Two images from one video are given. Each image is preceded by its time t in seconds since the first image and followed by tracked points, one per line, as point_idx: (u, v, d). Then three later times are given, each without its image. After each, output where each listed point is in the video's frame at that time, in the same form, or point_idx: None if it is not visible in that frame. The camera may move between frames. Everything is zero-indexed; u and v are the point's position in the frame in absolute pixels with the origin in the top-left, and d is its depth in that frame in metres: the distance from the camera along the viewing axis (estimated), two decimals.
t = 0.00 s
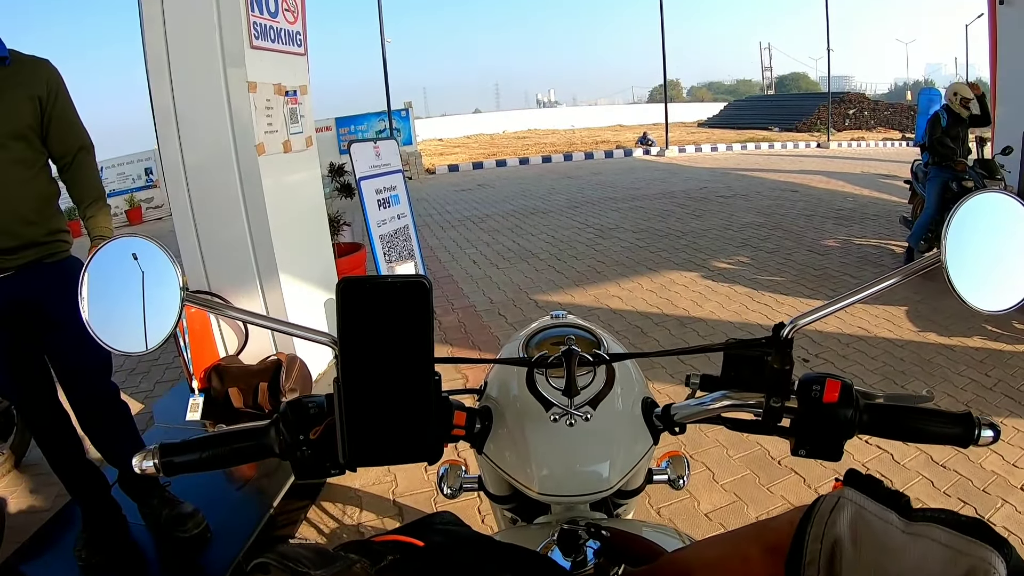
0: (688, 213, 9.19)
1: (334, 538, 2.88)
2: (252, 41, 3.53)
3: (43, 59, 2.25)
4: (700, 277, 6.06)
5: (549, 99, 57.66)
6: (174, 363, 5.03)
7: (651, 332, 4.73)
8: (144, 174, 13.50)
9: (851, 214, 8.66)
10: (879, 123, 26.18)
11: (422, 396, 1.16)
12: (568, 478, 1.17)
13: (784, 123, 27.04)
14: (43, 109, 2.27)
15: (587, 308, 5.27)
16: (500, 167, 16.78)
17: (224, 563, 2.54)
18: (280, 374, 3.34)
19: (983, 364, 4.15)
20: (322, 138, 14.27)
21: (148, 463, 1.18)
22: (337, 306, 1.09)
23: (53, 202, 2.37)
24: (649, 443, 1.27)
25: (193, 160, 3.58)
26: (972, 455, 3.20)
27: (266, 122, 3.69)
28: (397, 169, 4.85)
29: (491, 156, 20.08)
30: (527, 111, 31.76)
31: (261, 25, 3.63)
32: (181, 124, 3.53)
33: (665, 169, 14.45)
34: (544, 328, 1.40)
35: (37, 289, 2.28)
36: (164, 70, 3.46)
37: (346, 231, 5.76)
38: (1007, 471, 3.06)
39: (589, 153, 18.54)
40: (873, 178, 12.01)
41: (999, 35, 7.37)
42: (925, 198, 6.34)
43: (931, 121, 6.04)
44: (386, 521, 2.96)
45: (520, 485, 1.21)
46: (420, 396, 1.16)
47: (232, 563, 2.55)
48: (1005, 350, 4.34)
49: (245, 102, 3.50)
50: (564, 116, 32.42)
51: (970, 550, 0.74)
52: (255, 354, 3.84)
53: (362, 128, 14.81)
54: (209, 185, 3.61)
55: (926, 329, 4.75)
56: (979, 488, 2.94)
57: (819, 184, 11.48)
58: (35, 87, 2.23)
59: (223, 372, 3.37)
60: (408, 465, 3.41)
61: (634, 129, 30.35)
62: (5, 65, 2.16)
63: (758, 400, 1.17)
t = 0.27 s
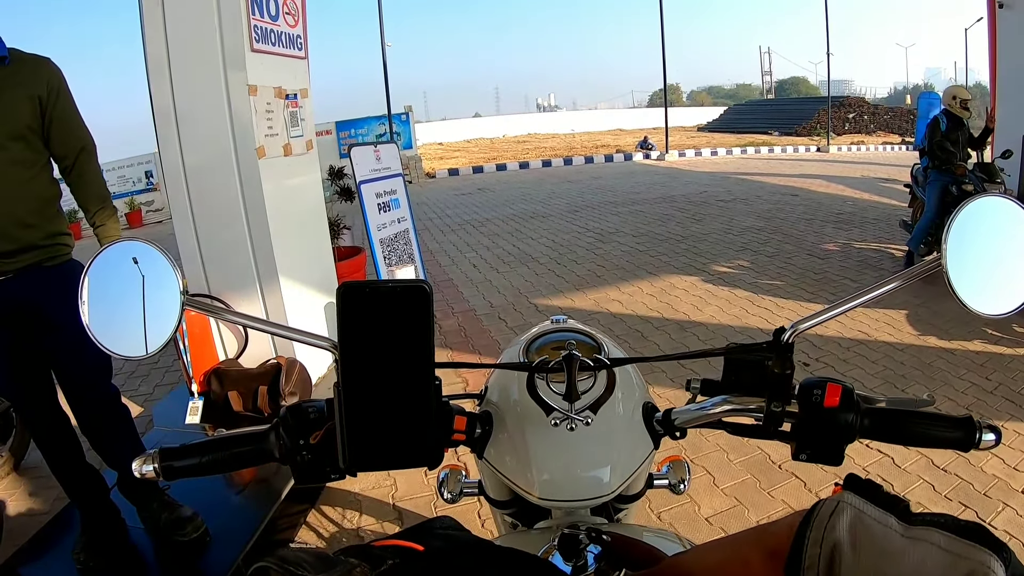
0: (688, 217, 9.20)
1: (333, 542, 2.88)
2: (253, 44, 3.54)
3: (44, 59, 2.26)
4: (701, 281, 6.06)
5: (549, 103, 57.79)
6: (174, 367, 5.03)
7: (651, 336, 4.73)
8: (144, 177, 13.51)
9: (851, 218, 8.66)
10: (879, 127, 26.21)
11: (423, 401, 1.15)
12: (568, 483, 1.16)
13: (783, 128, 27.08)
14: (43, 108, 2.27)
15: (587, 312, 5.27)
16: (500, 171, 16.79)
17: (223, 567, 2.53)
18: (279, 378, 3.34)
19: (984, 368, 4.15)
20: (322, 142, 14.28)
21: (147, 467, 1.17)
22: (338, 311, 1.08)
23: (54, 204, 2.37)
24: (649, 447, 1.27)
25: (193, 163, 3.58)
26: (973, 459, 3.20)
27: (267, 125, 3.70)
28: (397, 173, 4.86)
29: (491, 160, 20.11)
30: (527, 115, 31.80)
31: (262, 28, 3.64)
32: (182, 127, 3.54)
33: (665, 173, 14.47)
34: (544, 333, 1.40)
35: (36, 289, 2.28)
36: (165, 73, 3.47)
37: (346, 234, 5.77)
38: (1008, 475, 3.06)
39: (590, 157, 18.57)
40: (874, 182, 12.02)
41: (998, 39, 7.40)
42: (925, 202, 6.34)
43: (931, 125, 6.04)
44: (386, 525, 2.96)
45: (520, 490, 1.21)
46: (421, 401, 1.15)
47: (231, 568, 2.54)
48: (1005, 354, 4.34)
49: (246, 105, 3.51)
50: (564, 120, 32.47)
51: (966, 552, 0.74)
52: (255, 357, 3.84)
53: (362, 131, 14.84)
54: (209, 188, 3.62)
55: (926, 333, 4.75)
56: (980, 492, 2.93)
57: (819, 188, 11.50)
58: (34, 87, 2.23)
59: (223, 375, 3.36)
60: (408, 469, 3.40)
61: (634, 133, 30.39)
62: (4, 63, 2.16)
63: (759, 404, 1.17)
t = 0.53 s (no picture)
0: (688, 220, 9.20)
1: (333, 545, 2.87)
2: (254, 47, 3.54)
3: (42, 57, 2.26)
4: (701, 284, 6.06)
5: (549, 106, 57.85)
6: (174, 369, 5.03)
7: (652, 339, 4.72)
8: (145, 180, 13.50)
9: (851, 221, 8.67)
10: (879, 130, 26.24)
11: (423, 403, 1.16)
12: (569, 485, 1.16)
13: (783, 131, 27.12)
14: (40, 107, 2.26)
15: (587, 315, 5.27)
16: (501, 174, 16.80)
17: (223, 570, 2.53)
18: (280, 381, 3.34)
19: (985, 370, 4.15)
20: (322, 145, 14.30)
21: (147, 470, 1.18)
22: (338, 313, 1.08)
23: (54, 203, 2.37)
24: (649, 450, 1.27)
25: (193, 165, 3.58)
26: (974, 462, 3.19)
27: (267, 128, 3.70)
28: (398, 176, 4.86)
29: (492, 163, 20.13)
30: (528, 118, 31.83)
31: (263, 30, 3.65)
32: (182, 129, 3.54)
33: (665, 176, 14.48)
34: (544, 336, 1.40)
35: (36, 292, 2.28)
36: (165, 75, 3.48)
37: (346, 237, 5.77)
38: (1009, 477, 3.05)
39: (590, 160, 18.59)
40: (873, 185, 12.03)
41: (998, 42, 7.41)
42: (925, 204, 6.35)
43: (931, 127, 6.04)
44: (386, 528, 2.95)
45: (520, 492, 1.21)
46: (422, 403, 1.16)
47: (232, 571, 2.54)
48: (1005, 356, 4.34)
49: (247, 107, 3.51)
50: (564, 124, 32.49)
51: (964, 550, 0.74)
52: (255, 360, 3.83)
53: (362, 134, 14.85)
54: (209, 190, 3.62)
55: (927, 335, 4.75)
56: (981, 495, 2.93)
57: (819, 191, 11.51)
58: (30, 86, 2.22)
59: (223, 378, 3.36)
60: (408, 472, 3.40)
61: (634, 136, 30.42)
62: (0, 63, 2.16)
63: (759, 406, 1.18)
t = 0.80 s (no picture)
0: (688, 223, 9.22)
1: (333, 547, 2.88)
2: (256, 50, 3.56)
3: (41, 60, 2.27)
4: (700, 288, 6.08)
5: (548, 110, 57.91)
6: (174, 372, 5.03)
7: (651, 342, 4.73)
8: (145, 182, 13.51)
9: (850, 225, 8.69)
10: (878, 134, 26.29)
11: (427, 405, 1.16)
12: (570, 487, 1.17)
13: (782, 134, 27.17)
14: (39, 111, 2.27)
15: (587, 318, 5.28)
16: (500, 177, 16.83)
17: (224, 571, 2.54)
18: (280, 383, 3.34)
19: (984, 373, 4.16)
20: (322, 148, 14.32)
21: (152, 471, 1.19)
22: (343, 315, 1.09)
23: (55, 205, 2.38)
24: (650, 451, 1.28)
25: (195, 168, 3.60)
26: (974, 464, 3.21)
27: (269, 131, 3.71)
28: (398, 179, 4.87)
29: (491, 167, 20.15)
30: (527, 121, 31.88)
31: (265, 34, 3.66)
32: (184, 133, 3.56)
33: (665, 180, 14.50)
34: (545, 338, 1.41)
35: (37, 296, 2.28)
36: (167, 79, 3.49)
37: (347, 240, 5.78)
38: (1007, 480, 3.06)
39: (589, 164, 18.62)
40: (872, 188, 12.06)
41: (997, 46, 7.44)
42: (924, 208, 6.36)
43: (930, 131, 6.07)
44: (386, 530, 2.96)
45: (521, 493, 1.22)
46: (425, 405, 1.16)
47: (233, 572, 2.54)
48: (1004, 359, 4.36)
49: (248, 110, 3.52)
50: (564, 127, 32.54)
51: (963, 542, 0.77)
52: (255, 362, 3.83)
53: (362, 137, 14.87)
54: (210, 193, 3.63)
55: (926, 338, 4.76)
56: (980, 497, 2.94)
57: (818, 194, 11.53)
58: (30, 88, 2.23)
59: (223, 380, 3.37)
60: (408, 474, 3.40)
61: (633, 140, 30.47)
62: None
63: (758, 408, 1.19)
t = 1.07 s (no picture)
0: (683, 226, 9.24)
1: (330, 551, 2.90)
2: (252, 53, 3.56)
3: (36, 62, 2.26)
4: (697, 290, 6.09)
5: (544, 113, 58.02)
6: (170, 376, 5.02)
7: (648, 344, 4.74)
8: (140, 186, 13.49)
9: (845, 226, 8.72)
10: (871, 136, 26.43)
11: (433, 406, 1.16)
12: (575, 486, 1.18)
13: (777, 137, 27.28)
14: (34, 114, 2.26)
15: (585, 321, 5.28)
16: (496, 180, 16.84)
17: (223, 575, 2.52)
18: (278, 387, 3.32)
19: (979, 373, 4.18)
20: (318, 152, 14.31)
21: (155, 474, 1.21)
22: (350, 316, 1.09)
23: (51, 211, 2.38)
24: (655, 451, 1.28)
25: (191, 171, 3.59)
26: (970, 463, 3.23)
27: (265, 134, 3.71)
28: (394, 182, 4.87)
29: (486, 170, 20.17)
30: (522, 124, 31.93)
31: (262, 37, 3.66)
32: (180, 136, 3.55)
33: (660, 183, 14.54)
34: (548, 339, 1.41)
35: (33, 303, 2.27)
36: (164, 83, 3.49)
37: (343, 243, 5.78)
38: (1004, 480, 3.08)
39: (585, 167, 18.65)
40: (866, 190, 12.12)
41: (990, 49, 7.49)
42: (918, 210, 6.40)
43: (925, 133, 6.11)
44: (385, 534, 2.95)
45: (526, 494, 1.23)
46: (431, 406, 1.16)
47: None
48: (1000, 359, 4.38)
49: (245, 114, 3.52)
50: (559, 130, 32.60)
51: (817, 484, 0.80)
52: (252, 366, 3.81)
53: (357, 141, 14.87)
54: (206, 197, 3.62)
55: (921, 339, 4.78)
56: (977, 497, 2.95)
57: (813, 196, 11.58)
58: (25, 91, 2.22)
59: (220, 384, 3.36)
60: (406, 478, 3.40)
61: (629, 143, 30.55)
62: None
63: (761, 408, 1.20)
